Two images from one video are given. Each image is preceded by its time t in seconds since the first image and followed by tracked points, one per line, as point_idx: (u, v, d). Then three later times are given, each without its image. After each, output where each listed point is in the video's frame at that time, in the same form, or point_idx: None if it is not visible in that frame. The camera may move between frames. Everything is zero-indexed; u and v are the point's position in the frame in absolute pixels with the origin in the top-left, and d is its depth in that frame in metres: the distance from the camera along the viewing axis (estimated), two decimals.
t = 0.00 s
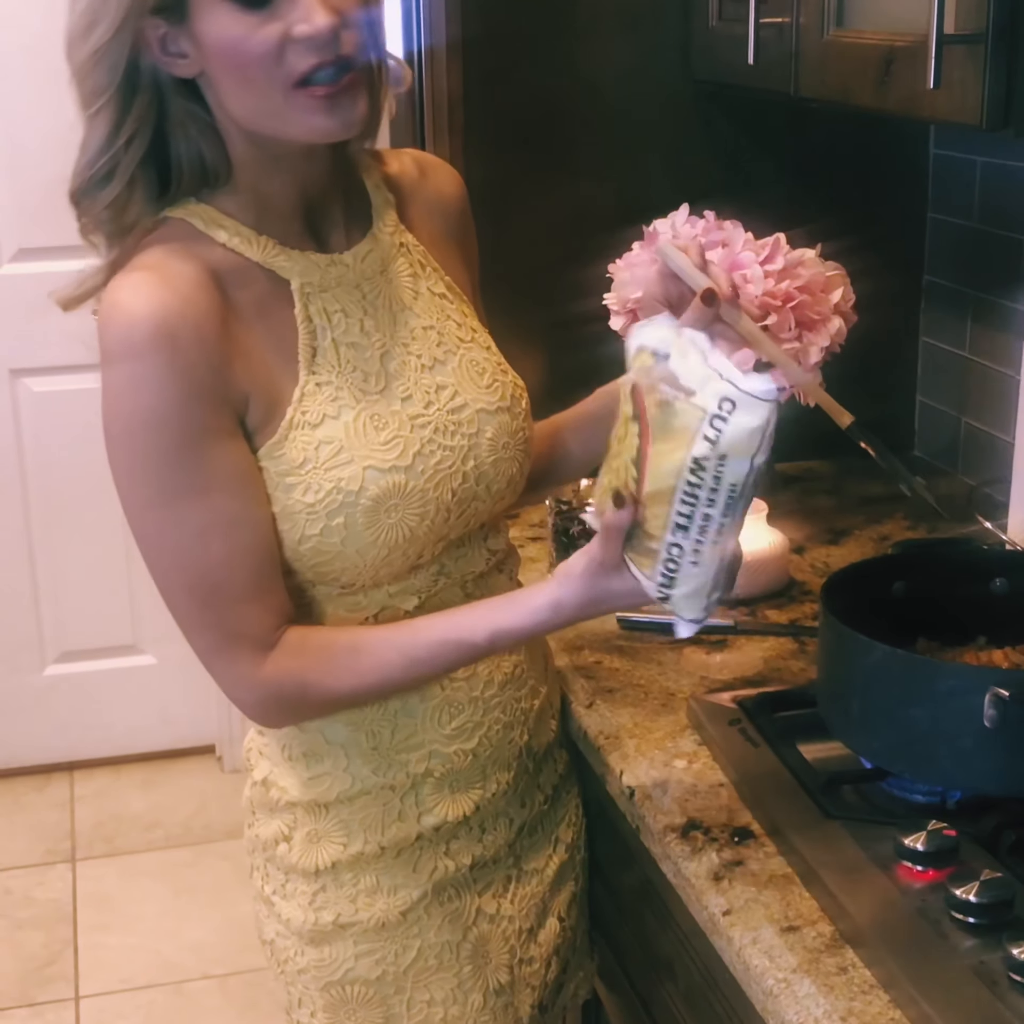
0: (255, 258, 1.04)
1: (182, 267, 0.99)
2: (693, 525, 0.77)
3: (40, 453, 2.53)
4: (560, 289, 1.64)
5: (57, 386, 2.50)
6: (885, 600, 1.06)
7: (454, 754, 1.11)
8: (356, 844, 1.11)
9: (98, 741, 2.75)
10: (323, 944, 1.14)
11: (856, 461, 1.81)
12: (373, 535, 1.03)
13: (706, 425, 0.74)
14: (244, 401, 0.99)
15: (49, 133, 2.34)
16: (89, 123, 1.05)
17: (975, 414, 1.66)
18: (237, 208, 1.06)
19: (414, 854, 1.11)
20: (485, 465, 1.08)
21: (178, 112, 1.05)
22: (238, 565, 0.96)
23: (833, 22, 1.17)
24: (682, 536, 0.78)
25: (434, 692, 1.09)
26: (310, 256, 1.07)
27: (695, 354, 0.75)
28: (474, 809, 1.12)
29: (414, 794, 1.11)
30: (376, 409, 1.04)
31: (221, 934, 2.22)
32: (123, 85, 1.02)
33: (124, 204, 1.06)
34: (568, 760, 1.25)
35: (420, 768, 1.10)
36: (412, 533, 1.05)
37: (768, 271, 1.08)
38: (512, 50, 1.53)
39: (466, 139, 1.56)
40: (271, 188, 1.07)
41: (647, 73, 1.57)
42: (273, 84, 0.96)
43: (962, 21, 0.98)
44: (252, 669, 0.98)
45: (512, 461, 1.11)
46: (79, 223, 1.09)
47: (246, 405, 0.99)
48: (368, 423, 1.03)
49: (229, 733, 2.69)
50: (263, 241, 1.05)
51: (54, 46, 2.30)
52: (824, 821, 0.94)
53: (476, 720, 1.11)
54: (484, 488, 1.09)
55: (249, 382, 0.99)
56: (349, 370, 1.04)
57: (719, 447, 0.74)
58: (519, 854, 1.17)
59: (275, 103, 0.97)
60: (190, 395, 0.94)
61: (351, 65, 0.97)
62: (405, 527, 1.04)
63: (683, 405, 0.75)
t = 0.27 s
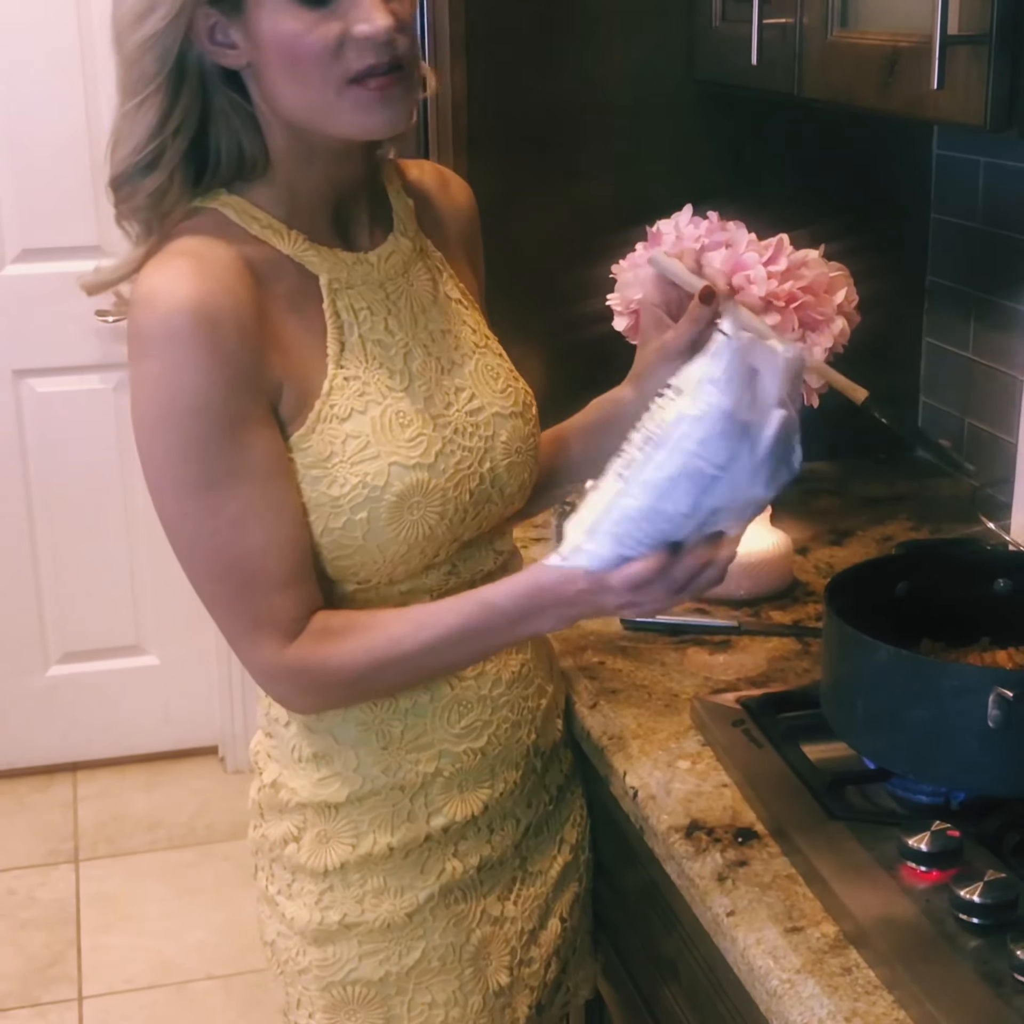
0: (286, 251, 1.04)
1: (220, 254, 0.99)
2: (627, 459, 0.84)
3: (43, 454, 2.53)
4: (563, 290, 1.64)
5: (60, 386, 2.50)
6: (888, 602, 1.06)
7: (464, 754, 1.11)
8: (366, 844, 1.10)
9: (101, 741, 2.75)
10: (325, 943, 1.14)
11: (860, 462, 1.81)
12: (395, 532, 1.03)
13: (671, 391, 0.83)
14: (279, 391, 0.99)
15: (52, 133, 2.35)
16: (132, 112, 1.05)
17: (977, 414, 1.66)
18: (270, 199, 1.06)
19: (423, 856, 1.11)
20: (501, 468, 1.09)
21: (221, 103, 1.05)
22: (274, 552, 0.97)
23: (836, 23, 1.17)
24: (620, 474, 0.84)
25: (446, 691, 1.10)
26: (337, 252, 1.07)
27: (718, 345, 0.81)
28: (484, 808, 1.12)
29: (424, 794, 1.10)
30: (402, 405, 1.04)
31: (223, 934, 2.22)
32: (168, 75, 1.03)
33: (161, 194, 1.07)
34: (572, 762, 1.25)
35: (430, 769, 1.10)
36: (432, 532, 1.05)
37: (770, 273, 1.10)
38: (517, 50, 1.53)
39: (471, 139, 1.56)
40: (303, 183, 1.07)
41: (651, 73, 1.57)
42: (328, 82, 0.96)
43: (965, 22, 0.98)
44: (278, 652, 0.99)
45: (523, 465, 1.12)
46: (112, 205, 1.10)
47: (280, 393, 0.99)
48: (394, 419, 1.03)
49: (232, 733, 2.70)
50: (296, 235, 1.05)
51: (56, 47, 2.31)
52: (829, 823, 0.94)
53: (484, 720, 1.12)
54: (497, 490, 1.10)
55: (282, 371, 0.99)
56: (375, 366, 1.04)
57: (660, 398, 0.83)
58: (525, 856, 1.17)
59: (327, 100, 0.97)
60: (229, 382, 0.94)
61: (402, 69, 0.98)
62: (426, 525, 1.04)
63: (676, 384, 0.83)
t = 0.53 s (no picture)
0: (299, 245, 1.04)
1: (234, 246, 0.99)
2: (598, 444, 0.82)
3: (44, 453, 2.53)
4: (566, 289, 1.63)
5: (62, 386, 2.50)
6: (892, 602, 1.05)
7: (462, 756, 1.10)
8: (362, 845, 1.10)
9: (102, 741, 2.75)
10: (320, 945, 1.14)
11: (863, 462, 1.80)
12: (397, 530, 1.02)
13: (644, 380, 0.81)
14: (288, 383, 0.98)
15: (53, 133, 2.34)
16: (156, 94, 1.05)
17: (981, 414, 1.66)
18: (285, 194, 1.06)
19: (419, 858, 1.11)
20: (507, 475, 1.09)
21: (245, 91, 1.06)
22: (281, 544, 0.97)
23: (840, 22, 1.17)
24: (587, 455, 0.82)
25: (445, 691, 1.09)
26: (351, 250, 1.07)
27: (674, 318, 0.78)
28: (482, 811, 1.12)
29: (421, 795, 1.10)
30: (409, 404, 1.04)
31: (224, 934, 2.22)
32: (195, 57, 1.03)
33: (178, 177, 1.07)
34: (575, 764, 1.25)
35: (427, 771, 1.10)
36: (435, 533, 1.05)
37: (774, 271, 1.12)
38: (520, 48, 1.53)
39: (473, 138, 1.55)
40: (321, 179, 1.08)
41: (654, 73, 1.57)
42: (339, 77, 0.96)
43: (970, 21, 0.97)
44: (269, 643, 0.99)
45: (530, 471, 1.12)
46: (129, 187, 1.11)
47: (288, 388, 0.99)
48: (402, 417, 1.02)
49: (234, 734, 2.69)
50: (309, 230, 1.05)
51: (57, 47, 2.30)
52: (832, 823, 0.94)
53: (484, 721, 1.11)
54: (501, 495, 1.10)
55: (292, 367, 0.99)
56: (384, 365, 1.05)
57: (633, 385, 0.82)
58: (525, 859, 1.17)
59: (338, 96, 0.97)
60: (239, 374, 0.94)
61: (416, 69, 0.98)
62: (430, 525, 1.04)
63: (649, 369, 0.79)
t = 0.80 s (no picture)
0: (309, 235, 1.03)
1: (246, 234, 0.98)
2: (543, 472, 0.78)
3: (45, 452, 2.53)
4: (566, 289, 1.63)
5: (62, 385, 2.50)
6: (894, 603, 1.05)
7: (462, 756, 1.10)
8: (360, 844, 1.10)
9: (102, 740, 2.75)
10: (319, 943, 1.13)
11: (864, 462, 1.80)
12: (396, 525, 1.03)
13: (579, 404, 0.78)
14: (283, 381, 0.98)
15: (53, 132, 2.34)
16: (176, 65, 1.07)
17: (983, 414, 1.66)
18: (299, 183, 1.05)
19: (418, 856, 1.11)
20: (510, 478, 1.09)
21: (259, 75, 1.05)
22: (235, 534, 0.96)
23: (842, 21, 1.17)
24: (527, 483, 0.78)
25: (444, 692, 1.08)
26: (363, 244, 1.07)
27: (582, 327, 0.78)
28: (482, 811, 1.12)
29: (420, 795, 1.10)
30: (412, 399, 1.03)
31: (224, 934, 2.22)
32: (212, 34, 1.04)
33: (189, 148, 1.08)
34: (577, 766, 1.24)
35: (427, 770, 1.09)
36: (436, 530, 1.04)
37: (775, 271, 1.15)
38: (522, 47, 1.53)
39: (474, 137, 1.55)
40: (330, 169, 1.06)
41: (655, 72, 1.57)
42: (328, 69, 0.96)
43: (972, 20, 0.97)
44: (214, 626, 0.98)
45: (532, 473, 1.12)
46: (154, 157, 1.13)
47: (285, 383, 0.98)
48: (404, 414, 1.02)
49: (234, 733, 2.69)
50: (320, 221, 1.04)
51: (57, 47, 2.30)
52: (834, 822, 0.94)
53: (484, 721, 1.10)
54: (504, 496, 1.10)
55: (292, 362, 0.98)
56: (389, 360, 1.04)
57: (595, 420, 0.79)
58: (524, 859, 1.17)
59: (330, 92, 0.97)
60: (230, 363, 0.93)
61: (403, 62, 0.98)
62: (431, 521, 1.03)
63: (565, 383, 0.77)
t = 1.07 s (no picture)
0: (313, 237, 1.03)
1: (250, 235, 0.99)
2: (501, 586, 0.77)
3: (44, 452, 2.53)
4: (565, 289, 1.63)
5: (61, 385, 2.50)
6: (892, 603, 1.05)
7: (457, 761, 1.10)
8: (356, 847, 1.11)
9: (101, 740, 2.75)
10: (315, 945, 1.14)
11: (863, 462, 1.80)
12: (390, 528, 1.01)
13: (503, 475, 0.75)
14: (261, 400, 0.98)
15: (52, 132, 2.34)
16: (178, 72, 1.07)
17: (982, 414, 1.66)
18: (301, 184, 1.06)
19: (414, 859, 1.11)
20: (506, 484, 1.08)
21: (264, 79, 1.05)
22: (163, 537, 0.96)
23: (839, 21, 1.17)
24: (490, 598, 0.77)
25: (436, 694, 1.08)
26: (364, 246, 1.07)
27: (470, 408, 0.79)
28: (475, 816, 1.11)
29: (415, 798, 1.10)
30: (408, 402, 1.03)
31: (223, 935, 2.22)
32: (215, 40, 1.04)
33: (195, 155, 1.08)
34: (574, 765, 1.24)
35: (422, 773, 1.09)
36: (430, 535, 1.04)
37: (772, 271, 1.15)
38: (521, 47, 1.53)
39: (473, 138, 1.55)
40: (331, 170, 1.07)
41: (653, 73, 1.57)
42: (328, 70, 0.96)
43: (969, 20, 0.97)
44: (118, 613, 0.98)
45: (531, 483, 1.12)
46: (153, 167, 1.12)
47: (268, 393, 0.99)
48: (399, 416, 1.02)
49: (232, 733, 2.69)
50: (323, 223, 1.04)
51: (56, 47, 2.30)
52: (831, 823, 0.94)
53: (481, 727, 1.10)
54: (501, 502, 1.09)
55: (280, 374, 0.99)
56: (386, 363, 1.04)
57: (522, 491, 0.75)
58: (519, 861, 1.16)
59: (330, 92, 0.97)
60: (212, 373, 0.94)
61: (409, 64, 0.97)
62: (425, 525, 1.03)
63: (475, 462, 0.76)
